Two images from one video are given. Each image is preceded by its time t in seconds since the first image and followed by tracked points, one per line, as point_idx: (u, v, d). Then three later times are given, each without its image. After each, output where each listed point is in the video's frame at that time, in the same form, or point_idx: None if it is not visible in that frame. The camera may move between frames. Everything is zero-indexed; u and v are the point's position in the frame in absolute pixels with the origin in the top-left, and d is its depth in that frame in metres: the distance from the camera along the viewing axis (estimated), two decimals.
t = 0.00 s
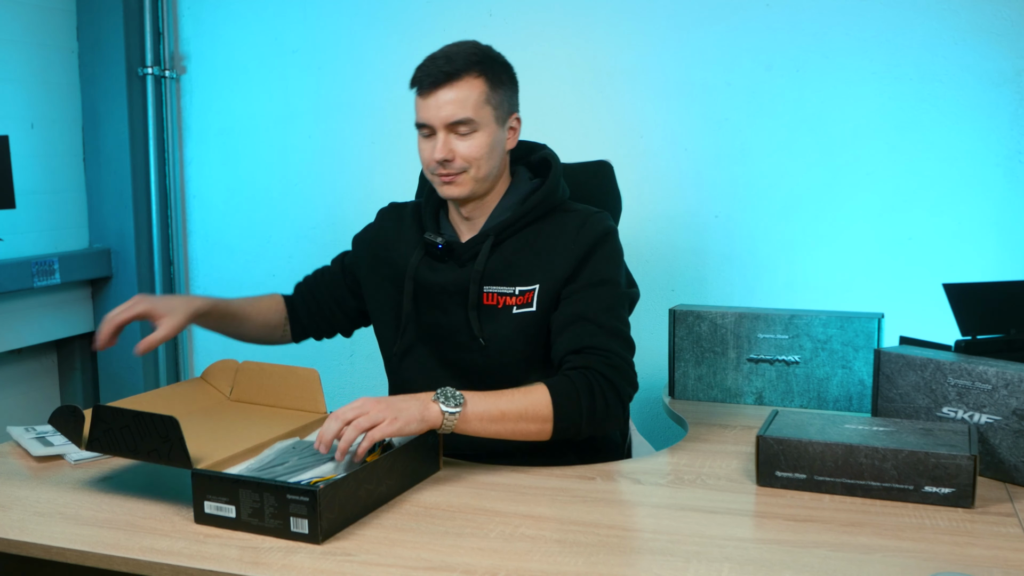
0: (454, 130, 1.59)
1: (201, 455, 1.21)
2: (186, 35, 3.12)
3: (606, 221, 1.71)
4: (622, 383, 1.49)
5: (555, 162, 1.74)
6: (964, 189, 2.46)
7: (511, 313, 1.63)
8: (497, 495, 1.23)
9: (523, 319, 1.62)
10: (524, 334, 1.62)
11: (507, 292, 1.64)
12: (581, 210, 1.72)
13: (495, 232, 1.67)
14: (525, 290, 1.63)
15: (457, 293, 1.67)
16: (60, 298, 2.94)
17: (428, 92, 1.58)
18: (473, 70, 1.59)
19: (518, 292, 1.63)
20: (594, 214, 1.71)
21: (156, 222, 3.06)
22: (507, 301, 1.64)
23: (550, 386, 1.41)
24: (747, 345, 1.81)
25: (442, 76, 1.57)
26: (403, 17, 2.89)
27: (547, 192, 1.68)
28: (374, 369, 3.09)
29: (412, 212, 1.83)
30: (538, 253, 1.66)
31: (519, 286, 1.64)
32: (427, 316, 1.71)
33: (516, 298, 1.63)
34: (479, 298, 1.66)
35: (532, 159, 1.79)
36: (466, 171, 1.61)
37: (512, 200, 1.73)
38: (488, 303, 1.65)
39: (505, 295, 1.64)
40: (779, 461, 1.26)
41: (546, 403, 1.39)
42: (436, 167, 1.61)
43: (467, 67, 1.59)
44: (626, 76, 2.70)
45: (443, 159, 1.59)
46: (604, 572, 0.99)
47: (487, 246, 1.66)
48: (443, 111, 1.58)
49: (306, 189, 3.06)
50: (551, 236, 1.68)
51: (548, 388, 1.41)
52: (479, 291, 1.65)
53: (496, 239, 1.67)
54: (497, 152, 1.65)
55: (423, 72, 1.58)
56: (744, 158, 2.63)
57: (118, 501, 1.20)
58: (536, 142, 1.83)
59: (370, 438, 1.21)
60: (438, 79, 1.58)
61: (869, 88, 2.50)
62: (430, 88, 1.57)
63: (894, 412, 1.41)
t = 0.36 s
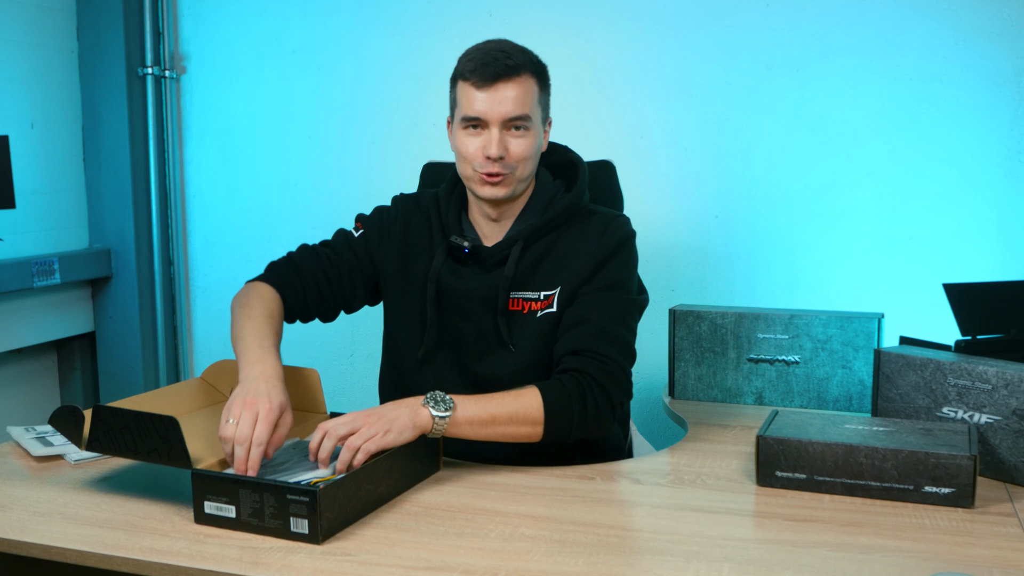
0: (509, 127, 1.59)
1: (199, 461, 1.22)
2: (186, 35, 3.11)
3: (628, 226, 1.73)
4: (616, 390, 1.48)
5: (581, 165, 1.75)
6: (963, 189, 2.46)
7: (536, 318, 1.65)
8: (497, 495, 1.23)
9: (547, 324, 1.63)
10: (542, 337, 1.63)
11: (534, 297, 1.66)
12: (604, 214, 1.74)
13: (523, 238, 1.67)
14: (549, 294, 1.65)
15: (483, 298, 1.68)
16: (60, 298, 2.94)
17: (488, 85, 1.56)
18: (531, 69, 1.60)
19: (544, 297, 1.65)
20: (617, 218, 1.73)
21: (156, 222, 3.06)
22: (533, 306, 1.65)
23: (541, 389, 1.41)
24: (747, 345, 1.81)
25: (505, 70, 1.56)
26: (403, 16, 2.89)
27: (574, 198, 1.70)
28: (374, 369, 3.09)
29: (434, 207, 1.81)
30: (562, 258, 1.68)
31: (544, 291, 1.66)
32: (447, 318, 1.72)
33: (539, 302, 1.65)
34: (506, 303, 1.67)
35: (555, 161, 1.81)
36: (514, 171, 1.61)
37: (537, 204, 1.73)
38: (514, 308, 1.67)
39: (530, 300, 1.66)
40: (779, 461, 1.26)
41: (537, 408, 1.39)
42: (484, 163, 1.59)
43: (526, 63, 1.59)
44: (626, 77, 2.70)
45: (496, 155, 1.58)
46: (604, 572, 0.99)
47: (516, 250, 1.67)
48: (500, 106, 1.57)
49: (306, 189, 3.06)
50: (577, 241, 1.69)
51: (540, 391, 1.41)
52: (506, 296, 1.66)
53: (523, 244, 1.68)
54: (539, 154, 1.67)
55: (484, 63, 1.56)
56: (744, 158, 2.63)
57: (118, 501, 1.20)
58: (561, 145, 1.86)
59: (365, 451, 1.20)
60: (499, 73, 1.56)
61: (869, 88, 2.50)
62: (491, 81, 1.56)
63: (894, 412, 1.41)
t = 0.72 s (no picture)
0: (521, 136, 1.58)
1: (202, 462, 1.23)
2: (186, 35, 3.11)
3: (629, 226, 1.72)
4: (612, 400, 1.48)
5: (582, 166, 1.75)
6: (964, 189, 2.46)
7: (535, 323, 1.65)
8: (497, 496, 1.23)
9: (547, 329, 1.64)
10: (539, 343, 1.63)
11: (534, 302, 1.66)
12: (605, 214, 1.74)
13: (523, 243, 1.67)
14: (547, 298, 1.65)
15: (483, 304, 1.68)
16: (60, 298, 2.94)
17: (501, 93, 1.55)
18: (542, 75, 1.60)
19: (543, 301, 1.65)
20: (617, 218, 1.72)
21: (156, 222, 3.06)
22: (533, 311, 1.66)
23: (538, 398, 1.41)
24: (747, 345, 1.81)
25: (518, 78, 1.55)
26: (403, 16, 2.89)
27: (574, 201, 1.69)
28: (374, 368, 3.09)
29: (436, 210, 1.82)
30: (562, 262, 1.68)
31: (544, 295, 1.66)
32: (447, 323, 1.72)
33: (538, 308, 1.65)
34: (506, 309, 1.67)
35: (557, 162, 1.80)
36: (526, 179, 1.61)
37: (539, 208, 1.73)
38: (514, 314, 1.67)
39: (530, 305, 1.66)
40: (779, 461, 1.26)
41: (535, 417, 1.39)
42: (498, 172, 1.59)
43: (537, 70, 1.58)
44: (626, 76, 2.70)
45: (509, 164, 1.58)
46: (604, 572, 0.99)
47: (517, 256, 1.67)
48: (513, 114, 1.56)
49: (306, 188, 3.06)
50: (577, 244, 1.69)
51: (537, 401, 1.41)
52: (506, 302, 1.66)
53: (524, 249, 1.68)
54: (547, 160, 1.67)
55: (496, 71, 1.55)
56: (744, 158, 2.63)
57: (118, 501, 1.20)
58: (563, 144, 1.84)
59: (363, 457, 1.19)
60: (513, 81, 1.55)
61: (869, 88, 2.50)
62: (504, 89, 1.55)
63: (894, 412, 1.41)
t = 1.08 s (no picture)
0: (520, 138, 1.58)
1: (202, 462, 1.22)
2: (186, 35, 3.11)
3: (625, 221, 1.72)
4: (617, 398, 1.48)
5: (576, 163, 1.75)
6: (964, 189, 2.46)
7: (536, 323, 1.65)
8: (498, 496, 1.23)
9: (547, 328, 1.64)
10: (542, 343, 1.63)
11: (533, 302, 1.66)
12: (601, 208, 1.74)
13: (522, 245, 1.67)
14: (547, 298, 1.65)
15: (484, 305, 1.68)
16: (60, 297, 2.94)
17: (498, 96, 1.55)
18: (539, 76, 1.60)
19: (543, 301, 1.65)
20: (613, 213, 1.72)
21: (156, 222, 3.06)
22: (533, 311, 1.66)
23: (543, 399, 1.41)
24: (747, 345, 1.81)
25: (515, 80, 1.55)
26: (404, 16, 2.89)
27: (570, 200, 1.69)
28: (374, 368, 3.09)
29: (430, 212, 1.82)
30: (560, 261, 1.68)
31: (543, 295, 1.66)
32: (448, 325, 1.72)
33: (538, 308, 1.65)
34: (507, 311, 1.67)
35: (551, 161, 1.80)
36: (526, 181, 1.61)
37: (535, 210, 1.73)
38: (514, 314, 1.67)
39: (530, 305, 1.66)
40: (779, 461, 1.26)
41: (540, 416, 1.39)
42: (498, 175, 1.58)
43: (533, 71, 1.59)
44: (626, 76, 2.70)
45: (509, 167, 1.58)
46: (604, 572, 0.99)
47: (515, 258, 1.67)
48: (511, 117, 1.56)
49: (306, 188, 3.06)
50: (574, 242, 1.69)
51: (541, 400, 1.41)
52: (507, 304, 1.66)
53: (523, 251, 1.68)
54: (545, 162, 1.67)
55: (492, 74, 1.55)
56: (744, 158, 2.63)
57: (118, 501, 1.20)
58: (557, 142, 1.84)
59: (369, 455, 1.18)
60: (509, 83, 1.55)
61: (869, 88, 2.50)
62: (501, 91, 1.55)
63: (894, 412, 1.41)
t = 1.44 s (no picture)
0: (499, 141, 1.57)
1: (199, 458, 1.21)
2: (186, 35, 3.11)
3: (621, 218, 1.72)
4: (621, 394, 1.49)
5: (571, 162, 1.74)
6: (964, 189, 2.46)
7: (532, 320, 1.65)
8: (498, 496, 1.23)
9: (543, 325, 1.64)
10: (539, 339, 1.64)
11: (529, 299, 1.66)
12: (596, 206, 1.74)
13: (518, 242, 1.67)
14: (543, 295, 1.65)
15: (480, 302, 1.68)
16: (60, 297, 2.94)
17: (474, 101, 1.54)
18: (518, 78, 1.58)
19: (539, 298, 1.65)
20: (609, 210, 1.73)
21: (156, 222, 3.06)
22: (530, 308, 1.66)
23: (549, 395, 1.41)
24: (747, 345, 1.81)
25: (491, 84, 1.54)
26: (404, 16, 2.89)
27: (566, 197, 1.69)
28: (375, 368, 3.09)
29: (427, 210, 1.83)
30: (556, 258, 1.68)
31: (540, 292, 1.66)
32: (445, 322, 1.72)
33: (535, 304, 1.65)
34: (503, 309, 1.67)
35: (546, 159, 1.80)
36: (507, 184, 1.61)
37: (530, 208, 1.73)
38: (510, 312, 1.67)
39: (526, 302, 1.66)
40: (779, 461, 1.26)
41: (545, 415, 1.38)
42: (478, 179, 1.59)
43: (512, 74, 1.57)
44: (626, 76, 2.71)
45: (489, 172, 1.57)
46: (605, 572, 0.99)
47: (511, 255, 1.67)
48: (489, 121, 1.55)
49: (306, 188, 3.06)
50: (570, 239, 1.69)
51: (548, 398, 1.40)
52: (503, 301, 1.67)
53: (519, 248, 1.68)
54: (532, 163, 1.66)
55: (468, 79, 1.54)
56: (744, 157, 2.63)
57: (118, 501, 1.20)
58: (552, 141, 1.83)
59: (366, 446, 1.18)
60: (485, 88, 1.54)
61: (869, 88, 2.50)
62: (477, 97, 1.53)
63: (894, 412, 1.41)
